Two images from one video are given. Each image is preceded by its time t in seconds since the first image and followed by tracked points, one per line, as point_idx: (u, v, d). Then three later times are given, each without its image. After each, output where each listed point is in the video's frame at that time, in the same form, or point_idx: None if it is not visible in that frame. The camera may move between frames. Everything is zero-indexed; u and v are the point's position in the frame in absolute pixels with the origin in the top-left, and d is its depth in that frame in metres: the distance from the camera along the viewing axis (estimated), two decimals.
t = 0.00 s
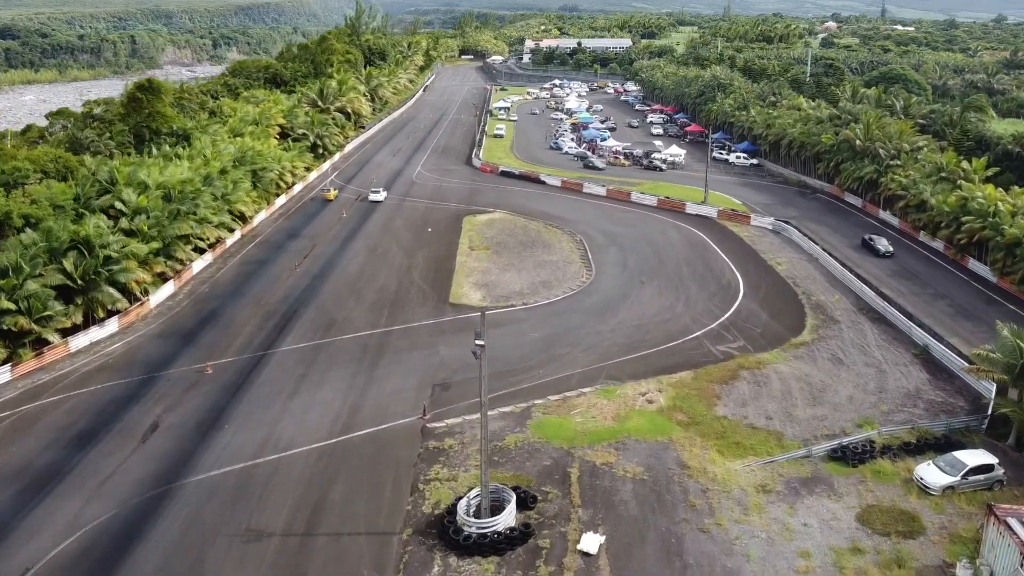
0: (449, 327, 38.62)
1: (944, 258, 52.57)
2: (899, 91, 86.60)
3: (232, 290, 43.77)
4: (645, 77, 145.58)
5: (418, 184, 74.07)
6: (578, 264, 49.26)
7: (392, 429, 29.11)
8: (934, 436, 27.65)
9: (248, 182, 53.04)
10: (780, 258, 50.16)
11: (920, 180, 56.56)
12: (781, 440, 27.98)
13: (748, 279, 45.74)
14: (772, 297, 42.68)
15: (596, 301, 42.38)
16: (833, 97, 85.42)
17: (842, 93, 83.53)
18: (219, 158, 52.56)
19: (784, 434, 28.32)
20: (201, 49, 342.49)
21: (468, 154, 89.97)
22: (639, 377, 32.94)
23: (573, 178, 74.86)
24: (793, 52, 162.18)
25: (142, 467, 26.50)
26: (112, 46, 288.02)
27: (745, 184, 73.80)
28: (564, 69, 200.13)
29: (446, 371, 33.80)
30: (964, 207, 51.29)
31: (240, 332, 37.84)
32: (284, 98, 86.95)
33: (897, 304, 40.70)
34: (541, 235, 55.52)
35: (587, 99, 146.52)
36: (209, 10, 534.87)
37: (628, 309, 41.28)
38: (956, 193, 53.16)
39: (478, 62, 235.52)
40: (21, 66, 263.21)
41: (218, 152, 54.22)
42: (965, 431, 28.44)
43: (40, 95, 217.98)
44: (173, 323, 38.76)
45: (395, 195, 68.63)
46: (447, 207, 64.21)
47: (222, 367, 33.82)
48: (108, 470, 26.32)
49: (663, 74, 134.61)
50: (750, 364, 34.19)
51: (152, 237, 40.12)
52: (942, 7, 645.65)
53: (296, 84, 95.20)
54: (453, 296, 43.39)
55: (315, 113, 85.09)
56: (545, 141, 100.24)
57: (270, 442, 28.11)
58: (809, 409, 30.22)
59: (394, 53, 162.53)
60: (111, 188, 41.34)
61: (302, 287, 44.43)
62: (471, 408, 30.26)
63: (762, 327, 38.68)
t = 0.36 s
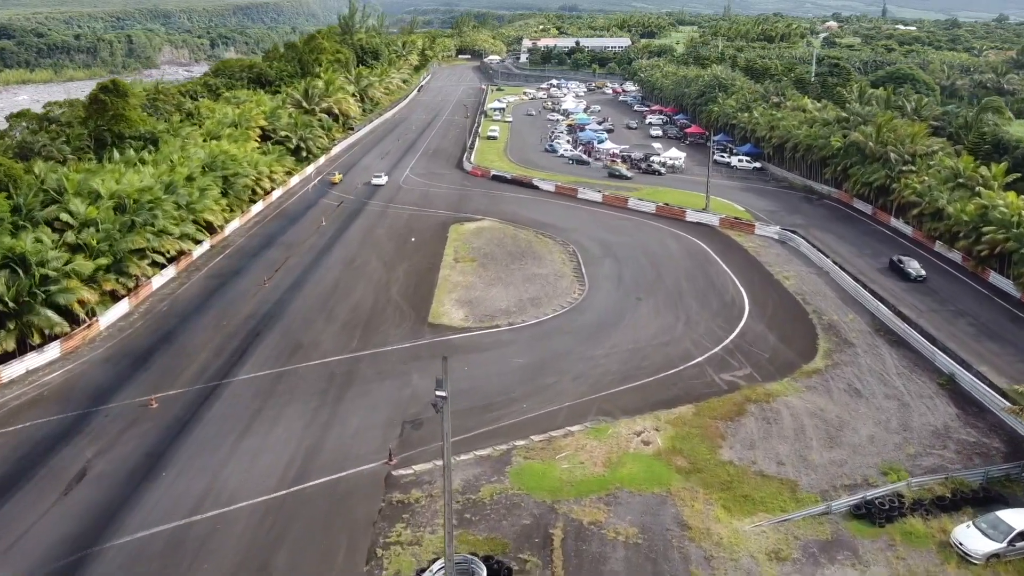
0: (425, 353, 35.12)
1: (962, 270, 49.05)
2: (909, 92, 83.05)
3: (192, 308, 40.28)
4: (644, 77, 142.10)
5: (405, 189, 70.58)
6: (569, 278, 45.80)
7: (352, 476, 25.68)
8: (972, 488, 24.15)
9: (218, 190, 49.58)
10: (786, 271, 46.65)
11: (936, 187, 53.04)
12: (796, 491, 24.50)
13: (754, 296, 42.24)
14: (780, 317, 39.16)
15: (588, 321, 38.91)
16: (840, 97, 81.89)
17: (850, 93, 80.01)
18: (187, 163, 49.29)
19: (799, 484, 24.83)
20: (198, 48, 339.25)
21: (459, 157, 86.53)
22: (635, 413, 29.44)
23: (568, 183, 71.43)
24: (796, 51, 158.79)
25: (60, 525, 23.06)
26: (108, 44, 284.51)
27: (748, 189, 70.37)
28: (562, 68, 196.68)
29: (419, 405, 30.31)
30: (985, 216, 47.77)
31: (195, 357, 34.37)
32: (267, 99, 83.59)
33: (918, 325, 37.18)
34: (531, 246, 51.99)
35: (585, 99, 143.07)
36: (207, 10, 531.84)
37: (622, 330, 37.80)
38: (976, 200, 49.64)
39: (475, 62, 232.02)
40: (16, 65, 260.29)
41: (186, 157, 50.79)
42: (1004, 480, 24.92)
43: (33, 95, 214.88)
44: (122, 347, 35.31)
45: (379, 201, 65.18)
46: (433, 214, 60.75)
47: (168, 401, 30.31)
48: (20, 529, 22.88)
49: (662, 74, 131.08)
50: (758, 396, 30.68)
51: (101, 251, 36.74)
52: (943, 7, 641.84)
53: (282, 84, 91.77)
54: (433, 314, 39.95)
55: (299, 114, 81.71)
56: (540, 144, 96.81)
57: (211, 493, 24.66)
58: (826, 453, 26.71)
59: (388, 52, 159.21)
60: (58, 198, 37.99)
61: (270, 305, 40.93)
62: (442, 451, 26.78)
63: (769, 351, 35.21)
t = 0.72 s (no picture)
0: (402, 387, 31.32)
1: (990, 285, 45.25)
2: (922, 92, 79.24)
3: (146, 332, 36.55)
4: (644, 77, 138.39)
5: (393, 195, 66.85)
6: (565, 296, 42.10)
7: (303, 545, 21.96)
8: None
9: (184, 200, 45.91)
10: (800, 288, 42.88)
11: (960, 194, 49.24)
12: (826, 567, 20.79)
13: (766, 318, 38.49)
14: (796, 344, 35.41)
15: (584, 347, 35.16)
16: (849, 98, 78.11)
17: (860, 94, 76.27)
18: (151, 169, 45.65)
19: (829, 557, 21.13)
20: (194, 48, 335.70)
21: (452, 161, 82.82)
22: (637, 463, 25.68)
23: (564, 189, 67.72)
24: (799, 51, 155.04)
25: None
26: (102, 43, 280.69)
27: (755, 196, 66.70)
28: (560, 68, 193.01)
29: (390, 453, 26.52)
30: (1015, 227, 43.96)
31: (142, 391, 30.65)
32: (249, 100, 79.87)
33: (951, 353, 33.36)
34: (523, 259, 48.20)
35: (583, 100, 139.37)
36: (205, 9, 528.26)
37: (622, 358, 34.01)
38: (1004, 209, 45.85)
39: (473, 62, 228.50)
40: (10, 65, 257.02)
41: (150, 165, 47.18)
42: None
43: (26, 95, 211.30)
44: (61, 378, 31.61)
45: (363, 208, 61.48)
46: (420, 223, 56.99)
47: (103, 448, 26.61)
48: None
49: (663, 74, 127.35)
50: (776, 441, 26.92)
51: (39, 269, 33.25)
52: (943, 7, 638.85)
53: (267, 85, 88.07)
54: (413, 339, 36.20)
55: (283, 116, 77.96)
56: (537, 147, 93.14)
57: (137, 568, 20.94)
58: (860, 515, 22.95)
59: (382, 51, 155.49)
60: None
61: (234, 328, 37.15)
62: (411, 512, 23.02)
63: (786, 385, 31.42)
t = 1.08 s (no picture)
0: (376, 433, 27.30)
1: None
2: (941, 93, 75.19)
3: (93, 363, 32.59)
4: (646, 77, 134.39)
5: (380, 203, 62.80)
6: (563, 318, 38.15)
7: None
8: None
9: (145, 212, 41.97)
10: (823, 310, 38.87)
11: (993, 205, 45.20)
12: None
13: (787, 346, 34.52)
14: (824, 378, 31.41)
15: (584, 382, 31.16)
16: (864, 99, 74.11)
17: (876, 95, 72.25)
18: (109, 178, 41.85)
19: None
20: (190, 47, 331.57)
21: (445, 164, 78.89)
22: (647, 534, 21.67)
23: (563, 196, 63.77)
24: (805, 50, 151.00)
25: None
26: (97, 42, 277.20)
27: (766, 204, 62.75)
28: (559, 68, 189.02)
29: (356, 520, 22.50)
30: None
31: (77, 438, 26.70)
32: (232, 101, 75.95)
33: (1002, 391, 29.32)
34: (517, 275, 44.18)
35: (583, 100, 135.41)
36: (203, 9, 524.26)
37: (628, 395, 30.03)
38: None
39: (471, 61, 224.59)
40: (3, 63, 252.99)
41: (108, 173, 43.32)
42: None
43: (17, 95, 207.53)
44: None
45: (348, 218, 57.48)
46: (407, 234, 52.95)
47: (19, 514, 22.64)
48: None
49: (666, 74, 123.38)
50: (810, 505, 22.92)
51: None
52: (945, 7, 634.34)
53: (251, 85, 84.17)
54: (392, 371, 32.18)
55: (266, 118, 74.00)
56: (534, 150, 89.22)
57: None
58: None
59: (376, 51, 151.60)
60: None
61: (191, 359, 33.15)
62: None
63: (815, 429, 27.43)
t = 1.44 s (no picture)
0: (349, 496, 23.13)
1: None
2: (965, 93, 70.99)
3: (27, 404, 28.36)
4: (649, 77, 130.14)
5: (369, 211, 58.58)
6: (566, 346, 33.95)
7: None
8: None
9: (100, 226, 37.82)
10: (858, 337, 34.66)
11: None
12: None
13: (823, 383, 30.37)
14: (869, 425, 27.31)
15: (593, 428, 26.98)
16: (884, 99, 69.90)
17: (897, 95, 68.05)
18: (61, 189, 37.71)
19: None
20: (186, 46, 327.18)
21: (441, 169, 74.71)
22: None
23: (566, 204, 59.58)
24: (812, 49, 146.71)
25: None
26: (92, 42, 273.20)
27: (783, 213, 58.61)
28: (559, 67, 184.74)
29: None
30: None
31: None
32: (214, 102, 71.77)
33: None
34: (516, 295, 39.90)
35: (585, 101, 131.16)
36: (200, 8, 519.95)
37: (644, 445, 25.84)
38: None
39: (469, 61, 220.31)
40: None
41: (60, 183, 39.20)
42: None
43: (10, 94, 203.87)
44: None
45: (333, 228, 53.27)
46: (397, 247, 48.74)
47: None
48: None
49: (670, 73, 119.13)
50: None
51: None
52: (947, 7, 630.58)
53: (236, 84, 79.96)
54: (371, 413, 27.91)
55: (250, 120, 69.78)
56: (535, 153, 85.06)
57: None
58: None
59: (372, 49, 147.42)
60: None
61: (140, 398, 28.93)
62: None
63: (867, 494, 23.31)
